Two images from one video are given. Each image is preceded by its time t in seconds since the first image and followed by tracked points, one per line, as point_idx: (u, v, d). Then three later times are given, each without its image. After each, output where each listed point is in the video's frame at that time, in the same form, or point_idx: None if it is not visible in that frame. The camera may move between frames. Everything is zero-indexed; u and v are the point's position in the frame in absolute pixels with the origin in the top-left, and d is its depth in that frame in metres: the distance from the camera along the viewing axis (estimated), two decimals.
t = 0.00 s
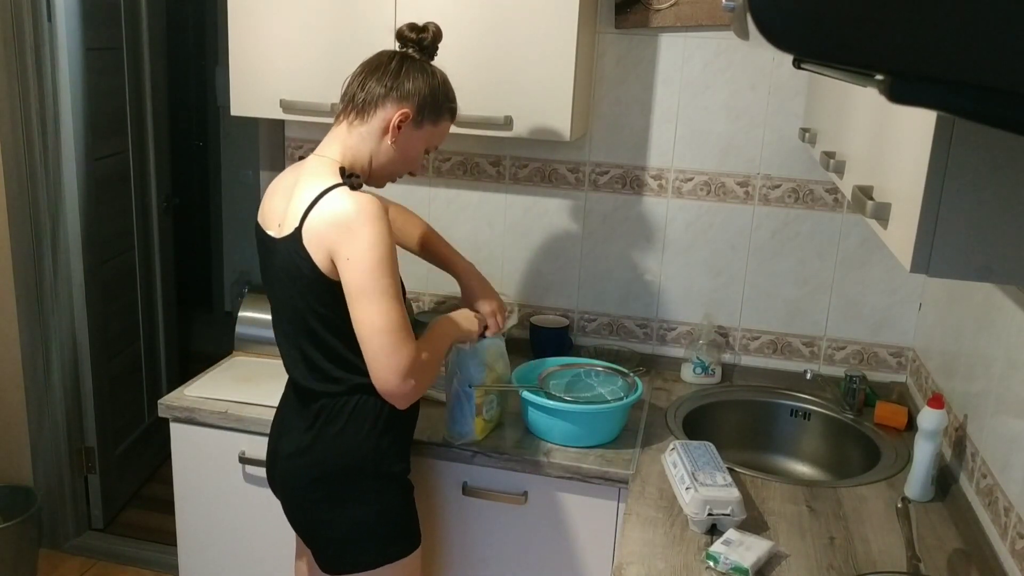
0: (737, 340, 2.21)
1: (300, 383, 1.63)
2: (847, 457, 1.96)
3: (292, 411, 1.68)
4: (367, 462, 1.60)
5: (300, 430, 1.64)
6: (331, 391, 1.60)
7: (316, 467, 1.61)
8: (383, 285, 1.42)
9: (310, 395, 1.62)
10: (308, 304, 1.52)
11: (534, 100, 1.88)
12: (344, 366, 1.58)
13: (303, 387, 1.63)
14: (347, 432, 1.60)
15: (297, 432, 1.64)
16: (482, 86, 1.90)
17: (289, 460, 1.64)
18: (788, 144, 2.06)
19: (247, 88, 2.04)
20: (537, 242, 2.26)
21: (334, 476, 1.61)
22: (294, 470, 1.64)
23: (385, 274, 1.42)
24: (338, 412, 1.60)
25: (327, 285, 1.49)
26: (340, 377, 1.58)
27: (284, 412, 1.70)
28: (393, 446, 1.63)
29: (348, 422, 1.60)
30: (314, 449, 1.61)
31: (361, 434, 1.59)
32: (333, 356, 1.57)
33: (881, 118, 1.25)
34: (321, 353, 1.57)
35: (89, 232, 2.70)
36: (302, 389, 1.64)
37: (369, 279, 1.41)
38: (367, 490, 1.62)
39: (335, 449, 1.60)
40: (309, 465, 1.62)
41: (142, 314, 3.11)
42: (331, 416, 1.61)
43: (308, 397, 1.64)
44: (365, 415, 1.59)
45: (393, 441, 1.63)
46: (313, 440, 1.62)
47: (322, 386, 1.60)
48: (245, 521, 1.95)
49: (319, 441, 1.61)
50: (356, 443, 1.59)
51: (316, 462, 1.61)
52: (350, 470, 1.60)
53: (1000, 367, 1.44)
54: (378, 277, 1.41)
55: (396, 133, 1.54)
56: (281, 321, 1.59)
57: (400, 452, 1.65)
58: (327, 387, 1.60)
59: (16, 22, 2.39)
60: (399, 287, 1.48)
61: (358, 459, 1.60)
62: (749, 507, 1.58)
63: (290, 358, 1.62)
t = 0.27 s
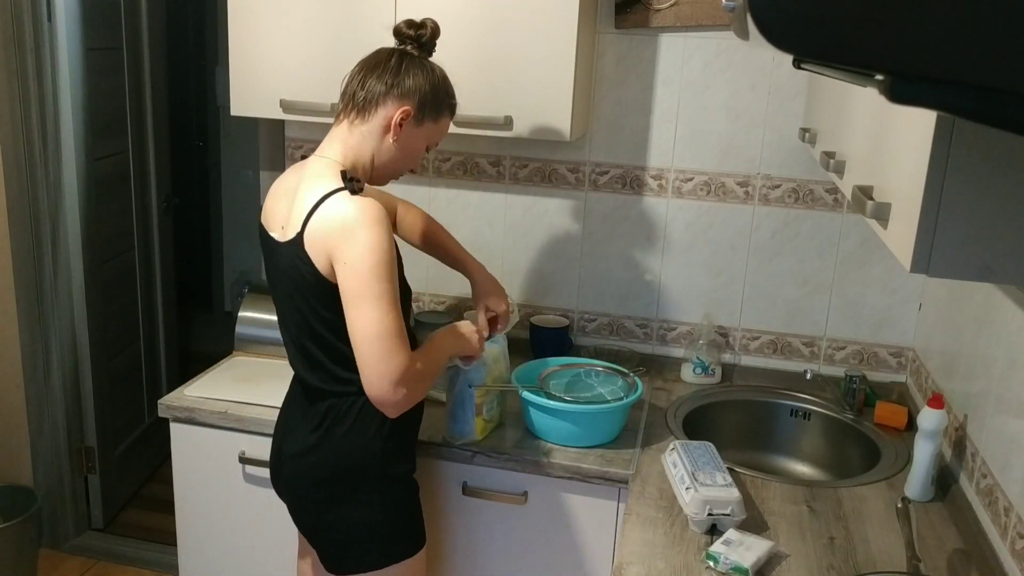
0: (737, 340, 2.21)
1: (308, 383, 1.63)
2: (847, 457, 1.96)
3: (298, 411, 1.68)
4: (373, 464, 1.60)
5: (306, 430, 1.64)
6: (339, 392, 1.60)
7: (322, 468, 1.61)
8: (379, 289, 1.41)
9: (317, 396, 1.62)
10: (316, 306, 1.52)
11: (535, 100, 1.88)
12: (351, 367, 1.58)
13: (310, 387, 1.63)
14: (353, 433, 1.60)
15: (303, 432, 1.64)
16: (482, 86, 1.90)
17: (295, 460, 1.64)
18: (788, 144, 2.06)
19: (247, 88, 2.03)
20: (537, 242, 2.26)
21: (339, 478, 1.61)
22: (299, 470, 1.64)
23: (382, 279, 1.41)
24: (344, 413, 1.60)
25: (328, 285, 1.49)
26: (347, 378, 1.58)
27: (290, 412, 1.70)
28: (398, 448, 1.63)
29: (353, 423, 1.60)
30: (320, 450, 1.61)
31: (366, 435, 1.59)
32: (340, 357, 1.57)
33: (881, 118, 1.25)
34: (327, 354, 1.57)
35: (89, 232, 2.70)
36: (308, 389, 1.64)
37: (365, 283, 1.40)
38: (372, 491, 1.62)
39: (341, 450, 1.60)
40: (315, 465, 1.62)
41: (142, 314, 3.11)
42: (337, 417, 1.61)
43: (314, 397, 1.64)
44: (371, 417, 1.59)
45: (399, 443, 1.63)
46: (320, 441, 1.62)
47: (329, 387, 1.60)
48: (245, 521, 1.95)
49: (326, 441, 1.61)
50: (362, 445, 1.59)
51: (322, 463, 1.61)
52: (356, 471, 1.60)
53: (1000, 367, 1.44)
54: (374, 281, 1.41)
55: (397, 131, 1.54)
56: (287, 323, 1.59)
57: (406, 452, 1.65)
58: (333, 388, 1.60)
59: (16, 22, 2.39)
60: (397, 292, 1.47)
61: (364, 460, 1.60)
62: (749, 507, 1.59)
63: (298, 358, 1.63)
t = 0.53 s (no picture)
0: (737, 340, 2.21)
1: (312, 383, 1.63)
2: (847, 457, 1.96)
3: (302, 410, 1.68)
4: (378, 464, 1.60)
5: (310, 430, 1.64)
6: (344, 392, 1.60)
7: (327, 468, 1.61)
8: (384, 297, 1.42)
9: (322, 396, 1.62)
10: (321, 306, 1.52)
11: (535, 100, 1.88)
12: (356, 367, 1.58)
13: (316, 387, 1.63)
14: (358, 433, 1.60)
15: (308, 432, 1.64)
16: (482, 86, 1.90)
17: (300, 460, 1.64)
18: (788, 144, 2.06)
19: (247, 88, 2.03)
20: (536, 242, 2.26)
21: (344, 477, 1.61)
22: (304, 470, 1.64)
23: (387, 286, 1.42)
24: (349, 413, 1.60)
25: (329, 286, 1.49)
26: (352, 379, 1.58)
27: (294, 411, 1.70)
28: (403, 448, 1.63)
29: (358, 423, 1.60)
30: (325, 449, 1.62)
31: (371, 435, 1.59)
32: (346, 358, 1.57)
33: (881, 118, 1.25)
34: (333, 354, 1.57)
35: (89, 232, 2.70)
36: (313, 389, 1.64)
37: (370, 291, 1.41)
38: (377, 491, 1.62)
39: (346, 450, 1.60)
40: (320, 465, 1.62)
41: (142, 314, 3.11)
42: (342, 417, 1.61)
43: (319, 397, 1.64)
44: (376, 417, 1.59)
45: (404, 443, 1.63)
46: (325, 440, 1.62)
47: (334, 387, 1.60)
48: (245, 521, 1.95)
49: (331, 440, 1.61)
50: (367, 445, 1.59)
51: (327, 462, 1.61)
52: (361, 471, 1.61)
53: (1000, 367, 1.44)
54: (379, 290, 1.41)
55: (399, 130, 1.54)
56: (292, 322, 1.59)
57: (411, 452, 1.65)
58: (339, 387, 1.60)
59: (16, 22, 2.39)
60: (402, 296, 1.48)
61: (369, 460, 1.60)
62: (749, 507, 1.58)
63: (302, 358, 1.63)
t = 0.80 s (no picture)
0: (737, 340, 2.21)
1: (315, 382, 1.63)
2: (847, 457, 1.96)
3: (305, 409, 1.68)
4: (383, 463, 1.60)
5: (314, 429, 1.64)
6: (348, 391, 1.60)
7: (331, 467, 1.61)
8: (397, 288, 1.42)
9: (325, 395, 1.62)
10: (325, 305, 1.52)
11: (535, 100, 1.88)
12: (360, 366, 1.58)
13: (318, 386, 1.63)
14: (362, 432, 1.60)
15: (311, 431, 1.64)
16: (481, 86, 1.90)
17: (303, 459, 1.64)
18: (788, 144, 2.06)
19: (247, 88, 2.03)
20: (536, 242, 2.26)
21: (348, 476, 1.61)
22: (307, 469, 1.64)
23: (400, 277, 1.43)
24: (353, 412, 1.60)
25: (330, 286, 1.49)
26: (357, 377, 1.58)
27: (296, 410, 1.70)
28: (407, 447, 1.63)
29: (363, 422, 1.60)
30: (329, 448, 1.62)
31: (376, 434, 1.59)
32: (351, 357, 1.57)
33: (881, 117, 1.25)
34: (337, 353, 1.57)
35: (89, 232, 2.69)
36: (316, 388, 1.64)
37: (384, 283, 1.42)
38: (381, 490, 1.62)
39: (350, 449, 1.60)
40: (324, 464, 1.62)
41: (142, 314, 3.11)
42: (346, 416, 1.61)
43: (322, 396, 1.64)
44: (380, 416, 1.59)
45: (408, 442, 1.63)
46: (328, 439, 1.62)
47: (338, 386, 1.60)
48: (245, 521, 1.95)
49: (336, 439, 1.61)
50: (371, 444, 1.60)
51: (331, 461, 1.61)
52: (365, 469, 1.61)
53: (1000, 367, 1.44)
54: (393, 281, 1.42)
55: (402, 128, 1.54)
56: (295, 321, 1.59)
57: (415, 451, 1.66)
58: (342, 386, 1.60)
59: (16, 21, 2.39)
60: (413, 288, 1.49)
61: (373, 459, 1.60)
62: (749, 507, 1.59)
63: (305, 357, 1.62)
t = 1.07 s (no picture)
0: (737, 340, 2.21)
1: (318, 383, 1.62)
2: (847, 457, 1.96)
3: (308, 410, 1.67)
4: (386, 464, 1.61)
5: (317, 430, 1.64)
6: (351, 392, 1.60)
7: (334, 468, 1.61)
8: (406, 294, 1.42)
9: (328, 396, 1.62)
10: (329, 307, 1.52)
11: (535, 100, 1.88)
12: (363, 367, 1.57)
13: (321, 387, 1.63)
14: (366, 433, 1.59)
15: (314, 432, 1.64)
16: (481, 86, 1.90)
17: (306, 459, 1.64)
18: (788, 144, 2.06)
19: (247, 88, 2.04)
20: (536, 242, 2.26)
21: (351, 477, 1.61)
22: (310, 470, 1.63)
23: (408, 282, 1.43)
24: (356, 413, 1.60)
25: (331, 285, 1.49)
26: (360, 379, 1.58)
27: (299, 411, 1.70)
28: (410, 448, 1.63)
29: (366, 423, 1.59)
30: (332, 449, 1.61)
31: (379, 436, 1.59)
32: (354, 359, 1.56)
33: (881, 118, 1.25)
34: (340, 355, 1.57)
35: (89, 231, 2.69)
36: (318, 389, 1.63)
37: (393, 289, 1.41)
38: (384, 490, 1.62)
39: (353, 450, 1.60)
40: (327, 465, 1.62)
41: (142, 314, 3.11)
42: (349, 417, 1.60)
43: (324, 397, 1.64)
44: (384, 417, 1.59)
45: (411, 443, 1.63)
46: (332, 440, 1.62)
47: (340, 387, 1.60)
48: (245, 521, 1.95)
49: (338, 441, 1.61)
50: (374, 445, 1.59)
51: (334, 463, 1.61)
52: (368, 470, 1.61)
53: (1000, 368, 1.44)
54: (402, 286, 1.42)
55: (398, 130, 1.54)
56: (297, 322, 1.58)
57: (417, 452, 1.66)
58: (346, 388, 1.59)
59: (16, 22, 2.40)
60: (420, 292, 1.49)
61: (376, 460, 1.60)
62: (749, 507, 1.58)
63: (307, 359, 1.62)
